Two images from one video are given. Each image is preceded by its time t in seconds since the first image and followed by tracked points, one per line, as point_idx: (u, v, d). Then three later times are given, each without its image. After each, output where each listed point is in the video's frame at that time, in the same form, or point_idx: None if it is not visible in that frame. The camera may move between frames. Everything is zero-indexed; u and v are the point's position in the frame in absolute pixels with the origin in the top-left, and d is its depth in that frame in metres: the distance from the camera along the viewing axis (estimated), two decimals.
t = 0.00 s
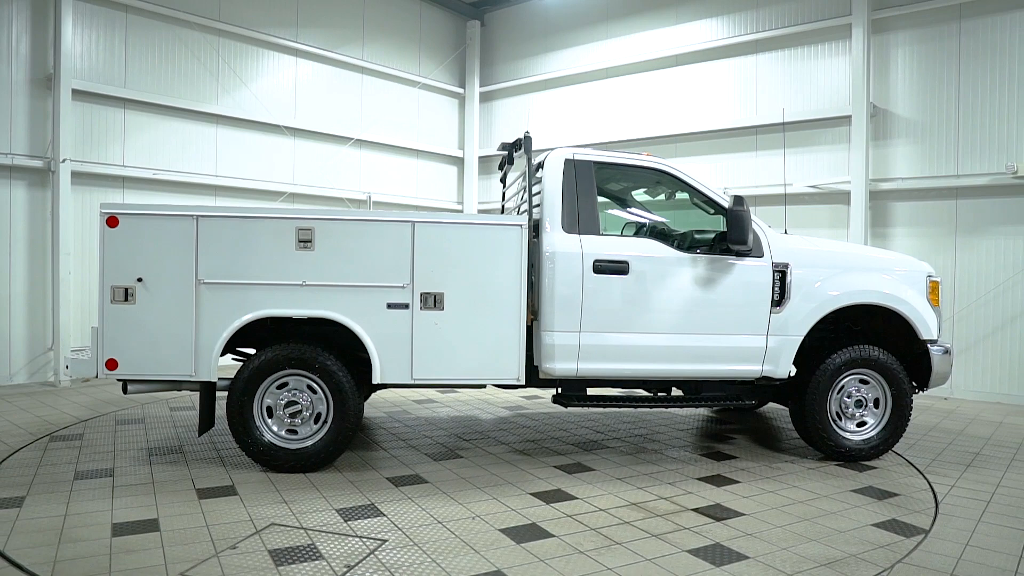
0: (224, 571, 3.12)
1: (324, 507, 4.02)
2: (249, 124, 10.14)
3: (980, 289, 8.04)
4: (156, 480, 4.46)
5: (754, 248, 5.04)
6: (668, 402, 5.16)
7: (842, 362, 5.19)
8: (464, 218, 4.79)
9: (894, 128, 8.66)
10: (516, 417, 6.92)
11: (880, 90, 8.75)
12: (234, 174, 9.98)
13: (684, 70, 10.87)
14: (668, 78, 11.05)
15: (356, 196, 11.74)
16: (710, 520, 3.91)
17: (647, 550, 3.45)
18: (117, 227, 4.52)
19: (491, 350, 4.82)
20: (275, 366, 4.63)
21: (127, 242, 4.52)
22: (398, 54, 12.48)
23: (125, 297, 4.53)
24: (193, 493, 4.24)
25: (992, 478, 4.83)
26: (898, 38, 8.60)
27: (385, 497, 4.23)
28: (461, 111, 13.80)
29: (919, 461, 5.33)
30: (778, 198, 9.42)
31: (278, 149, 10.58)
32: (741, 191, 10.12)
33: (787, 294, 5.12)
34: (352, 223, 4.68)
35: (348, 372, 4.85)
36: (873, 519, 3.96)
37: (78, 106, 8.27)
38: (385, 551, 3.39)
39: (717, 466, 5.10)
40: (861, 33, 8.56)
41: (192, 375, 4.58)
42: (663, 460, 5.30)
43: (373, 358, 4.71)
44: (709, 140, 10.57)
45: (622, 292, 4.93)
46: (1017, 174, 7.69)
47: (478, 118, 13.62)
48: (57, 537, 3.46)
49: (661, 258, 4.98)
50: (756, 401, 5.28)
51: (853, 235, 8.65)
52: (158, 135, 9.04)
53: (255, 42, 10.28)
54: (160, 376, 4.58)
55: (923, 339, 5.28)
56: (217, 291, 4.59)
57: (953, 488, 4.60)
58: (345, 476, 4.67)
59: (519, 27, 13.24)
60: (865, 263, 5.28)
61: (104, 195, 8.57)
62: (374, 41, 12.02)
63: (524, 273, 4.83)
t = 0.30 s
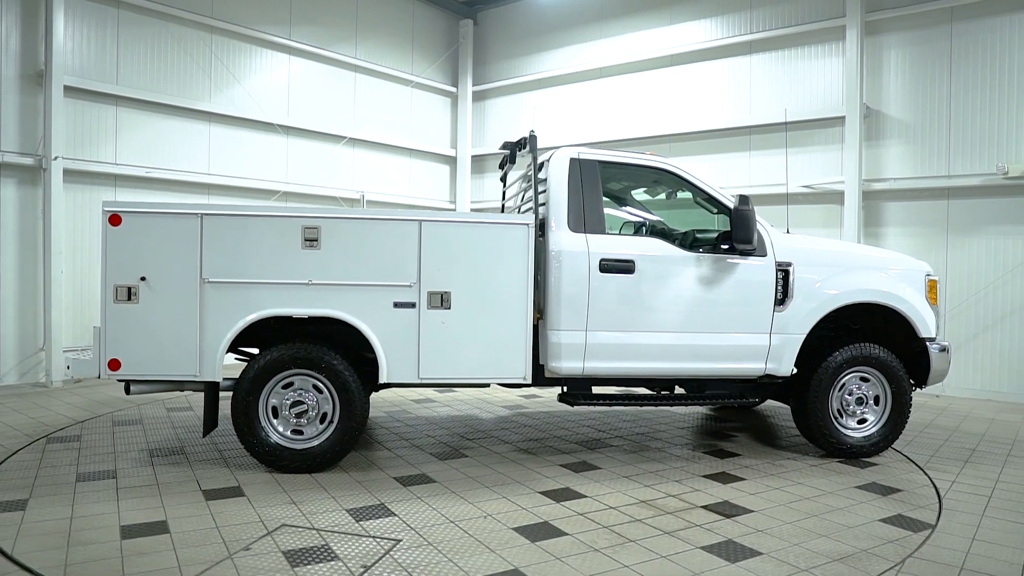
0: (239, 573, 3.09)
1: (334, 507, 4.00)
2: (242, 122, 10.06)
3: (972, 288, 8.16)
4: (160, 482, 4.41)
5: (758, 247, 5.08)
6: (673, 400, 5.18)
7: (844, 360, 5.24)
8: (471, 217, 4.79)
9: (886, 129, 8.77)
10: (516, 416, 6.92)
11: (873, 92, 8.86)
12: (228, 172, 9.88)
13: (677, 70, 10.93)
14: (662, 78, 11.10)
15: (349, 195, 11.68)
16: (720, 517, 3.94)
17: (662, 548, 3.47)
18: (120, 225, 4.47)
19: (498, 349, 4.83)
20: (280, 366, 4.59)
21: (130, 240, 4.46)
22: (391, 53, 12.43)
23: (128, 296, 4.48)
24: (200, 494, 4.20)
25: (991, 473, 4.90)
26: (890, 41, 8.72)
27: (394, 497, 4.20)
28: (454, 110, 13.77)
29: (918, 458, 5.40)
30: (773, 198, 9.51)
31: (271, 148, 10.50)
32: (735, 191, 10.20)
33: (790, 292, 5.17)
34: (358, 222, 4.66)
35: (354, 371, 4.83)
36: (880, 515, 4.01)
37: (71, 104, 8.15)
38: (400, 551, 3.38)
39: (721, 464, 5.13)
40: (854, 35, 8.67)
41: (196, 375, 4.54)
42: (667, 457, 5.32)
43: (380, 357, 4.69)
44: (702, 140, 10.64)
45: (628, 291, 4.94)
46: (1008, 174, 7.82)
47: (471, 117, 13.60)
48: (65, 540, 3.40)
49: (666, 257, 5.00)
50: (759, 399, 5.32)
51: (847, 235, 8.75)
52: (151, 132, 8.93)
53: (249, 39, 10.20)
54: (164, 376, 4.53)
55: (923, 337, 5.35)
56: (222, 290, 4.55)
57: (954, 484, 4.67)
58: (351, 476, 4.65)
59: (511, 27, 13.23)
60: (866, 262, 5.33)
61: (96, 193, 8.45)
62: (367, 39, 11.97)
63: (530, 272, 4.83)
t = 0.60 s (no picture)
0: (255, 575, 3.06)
1: (344, 507, 3.98)
2: (235, 121, 9.97)
3: (963, 286, 8.28)
4: (165, 483, 4.37)
5: (760, 246, 5.12)
6: (677, 398, 5.21)
7: (845, 358, 5.31)
8: (478, 216, 4.79)
9: (878, 130, 8.89)
10: (517, 415, 6.93)
11: (866, 93, 8.97)
12: (221, 170, 9.78)
13: (671, 70, 10.98)
14: (655, 78, 11.15)
15: (342, 194, 11.61)
16: (729, 514, 3.97)
17: (675, 545, 3.49)
18: (123, 224, 4.41)
19: (504, 348, 4.83)
20: (286, 366, 4.56)
21: (134, 239, 4.41)
22: (384, 51, 12.37)
23: (131, 295, 4.42)
24: (207, 495, 4.16)
25: (988, 469, 4.98)
26: (882, 42, 8.84)
27: (403, 497, 4.19)
28: (446, 109, 13.74)
29: (916, 454, 5.48)
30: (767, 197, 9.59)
31: (265, 146, 10.42)
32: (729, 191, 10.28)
33: (792, 291, 5.22)
34: (365, 221, 4.63)
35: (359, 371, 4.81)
36: (886, 511, 4.06)
37: (62, 101, 8.03)
38: (415, 551, 3.36)
39: (725, 462, 5.17)
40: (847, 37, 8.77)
41: (201, 375, 4.49)
42: (671, 456, 5.35)
43: (387, 357, 4.67)
44: (696, 140, 10.70)
45: (633, 290, 4.97)
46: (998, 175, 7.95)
47: (463, 116, 13.58)
48: (74, 542, 3.35)
49: (671, 256, 5.04)
50: (761, 397, 5.37)
51: (840, 234, 8.85)
52: (143, 130, 8.82)
53: (242, 37, 10.11)
54: (168, 377, 4.48)
55: (921, 335, 5.43)
56: (227, 289, 4.51)
57: (954, 479, 4.74)
58: (358, 476, 4.63)
59: (504, 26, 13.22)
60: (866, 261, 5.40)
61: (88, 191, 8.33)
62: (360, 37, 11.91)
63: (536, 271, 4.85)
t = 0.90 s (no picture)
0: None
1: (354, 508, 3.96)
2: (228, 119, 9.87)
3: (953, 286, 8.41)
4: (170, 485, 4.32)
5: (763, 246, 5.17)
6: (681, 397, 5.24)
7: (845, 357, 5.37)
8: (484, 216, 4.79)
9: (870, 131, 9.00)
10: (516, 415, 6.93)
11: (858, 95, 9.08)
12: (213, 169, 9.68)
13: (664, 71, 11.04)
14: (649, 79, 11.19)
15: (335, 193, 11.55)
16: (738, 512, 4.01)
17: (688, 543, 3.51)
18: (127, 223, 4.37)
19: (510, 348, 4.84)
20: (292, 366, 4.54)
21: (137, 239, 4.37)
22: (376, 51, 12.32)
23: (135, 296, 4.38)
24: (214, 497, 4.12)
25: (986, 465, 5.07)
26: (874, 45, 8.95)
27: (412, 497, 4.18)
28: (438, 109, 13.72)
29: (914, 451, 5.56)
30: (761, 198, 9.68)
31: (257, 145, 10.33)
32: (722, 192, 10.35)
33: (794, 291, 5.27)
34: (371, 220, 4.62)
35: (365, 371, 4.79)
36: (891, 507, 4.12)
37: (53, 98, 7.91)
38: (431, 551, 3.36)
39: (728, 460, 5.22)
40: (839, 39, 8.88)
41: (205, 376, 4.45)
42: (674, 454, 5.39)
43: (393, 357, 4.66)
44: (689, 141, 10.77)
45: (638, 290, 5.00)
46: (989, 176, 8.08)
47: (456, 116, 13.56)
48: (84, 546, 3.31)
49: (675, 256, 5.07)
50: (763, 396, 5.42)
51: (833, 234, 8.95)
52: (135, 128, 8.72)
53: (235, 34, 10.02)
54: (172, 378, 4.44)
55: (919, 334, 5.50)
56: (232, 289, 4.47)
57: (954, 476, 4.81)
58: (365, 477, 4.61)
59: (497, 26, 13.21)
60: (866, 261, 5.46)
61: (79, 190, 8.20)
62: (353, 36, 11.85)
63: (542, 271, 4.86)
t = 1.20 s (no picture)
0: None
1: (365, 510, 3.94)
2: (221, 118, 9.78)
3: (944, 286, 8.53)
4: (176, 487, 4.28)
5: (766, 246, 5.22)
6: (686, 397, 5.27)
7: (845, 356, 5.43)
8: (491, 216, 4.79)
9: (862, 133, 9.11)
10: (516, 415, 6.95)
11: (851, 96, 9.19)
12: (206, 169, 9.59)
13: (658, 71, 11.09)
14: (642, 80, 11.24)
15: (328, 193, 11.48)
16: (747, 510, 4.04)
17: (702, 541, 3.53)
18: (131, 223, 4.31)
19: (517, 348, 4.84)
20: (298, 367, 4.51)
21: (142, 238, 4.32)
22: (369, 50, 12.27)
23: (140, 296, 4.33)
24: (222, 499, 4.09)
25: (984, 463, 5.15)
26: (866, 48, 9.07)
27: (423, 498, 4.18)
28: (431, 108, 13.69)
29: (913, 449, 5.63)
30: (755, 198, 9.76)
31: (251, 144, 10.25)
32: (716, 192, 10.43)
33: (796, 290, 5.33)
34: (378, 221, 4.60)
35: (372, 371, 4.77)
36: (896, 504, 4.17)
37: (44, 96, 7.79)
38: (447, 551, 3.36)
39: (732, 459, 5.26)
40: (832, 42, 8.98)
41: (211, 377, 4.41)
42: (677, 454, 5.42)
43: (401, 357, 4.65)
44: (684, 140, 10.83)
45: (643, 290, 5.02)
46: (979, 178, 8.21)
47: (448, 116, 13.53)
48: (95, 550, 3.27)
49: (680, 256, 5.10)
50: (766, 395, 5.46)
51: (826, 234, 9.05)
52: (128, 126, 8.61)
53: (228, 33, 9.93)
54: (177, 379, 4.40)
55: (917, 334, 5.58)
56: (238, 290, 4.43)
57: (954, 473, 4.88)
58: (372, 478, 4.59)
59: (489, 25, 13.20)
60: (865, 262, 5.53)
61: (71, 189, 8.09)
62: (346, 35, 11.80)
63: (549, 271, 4.87)
